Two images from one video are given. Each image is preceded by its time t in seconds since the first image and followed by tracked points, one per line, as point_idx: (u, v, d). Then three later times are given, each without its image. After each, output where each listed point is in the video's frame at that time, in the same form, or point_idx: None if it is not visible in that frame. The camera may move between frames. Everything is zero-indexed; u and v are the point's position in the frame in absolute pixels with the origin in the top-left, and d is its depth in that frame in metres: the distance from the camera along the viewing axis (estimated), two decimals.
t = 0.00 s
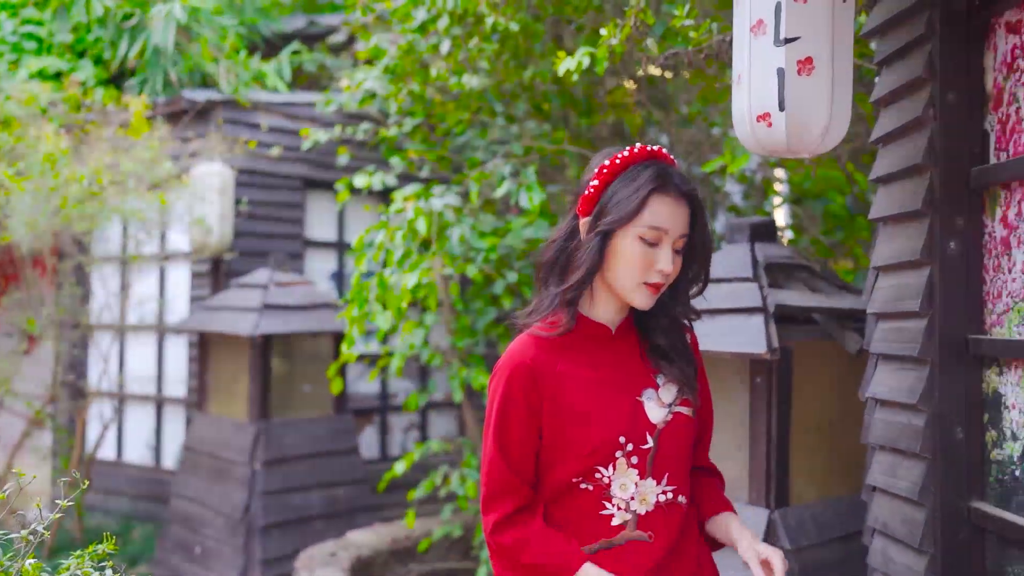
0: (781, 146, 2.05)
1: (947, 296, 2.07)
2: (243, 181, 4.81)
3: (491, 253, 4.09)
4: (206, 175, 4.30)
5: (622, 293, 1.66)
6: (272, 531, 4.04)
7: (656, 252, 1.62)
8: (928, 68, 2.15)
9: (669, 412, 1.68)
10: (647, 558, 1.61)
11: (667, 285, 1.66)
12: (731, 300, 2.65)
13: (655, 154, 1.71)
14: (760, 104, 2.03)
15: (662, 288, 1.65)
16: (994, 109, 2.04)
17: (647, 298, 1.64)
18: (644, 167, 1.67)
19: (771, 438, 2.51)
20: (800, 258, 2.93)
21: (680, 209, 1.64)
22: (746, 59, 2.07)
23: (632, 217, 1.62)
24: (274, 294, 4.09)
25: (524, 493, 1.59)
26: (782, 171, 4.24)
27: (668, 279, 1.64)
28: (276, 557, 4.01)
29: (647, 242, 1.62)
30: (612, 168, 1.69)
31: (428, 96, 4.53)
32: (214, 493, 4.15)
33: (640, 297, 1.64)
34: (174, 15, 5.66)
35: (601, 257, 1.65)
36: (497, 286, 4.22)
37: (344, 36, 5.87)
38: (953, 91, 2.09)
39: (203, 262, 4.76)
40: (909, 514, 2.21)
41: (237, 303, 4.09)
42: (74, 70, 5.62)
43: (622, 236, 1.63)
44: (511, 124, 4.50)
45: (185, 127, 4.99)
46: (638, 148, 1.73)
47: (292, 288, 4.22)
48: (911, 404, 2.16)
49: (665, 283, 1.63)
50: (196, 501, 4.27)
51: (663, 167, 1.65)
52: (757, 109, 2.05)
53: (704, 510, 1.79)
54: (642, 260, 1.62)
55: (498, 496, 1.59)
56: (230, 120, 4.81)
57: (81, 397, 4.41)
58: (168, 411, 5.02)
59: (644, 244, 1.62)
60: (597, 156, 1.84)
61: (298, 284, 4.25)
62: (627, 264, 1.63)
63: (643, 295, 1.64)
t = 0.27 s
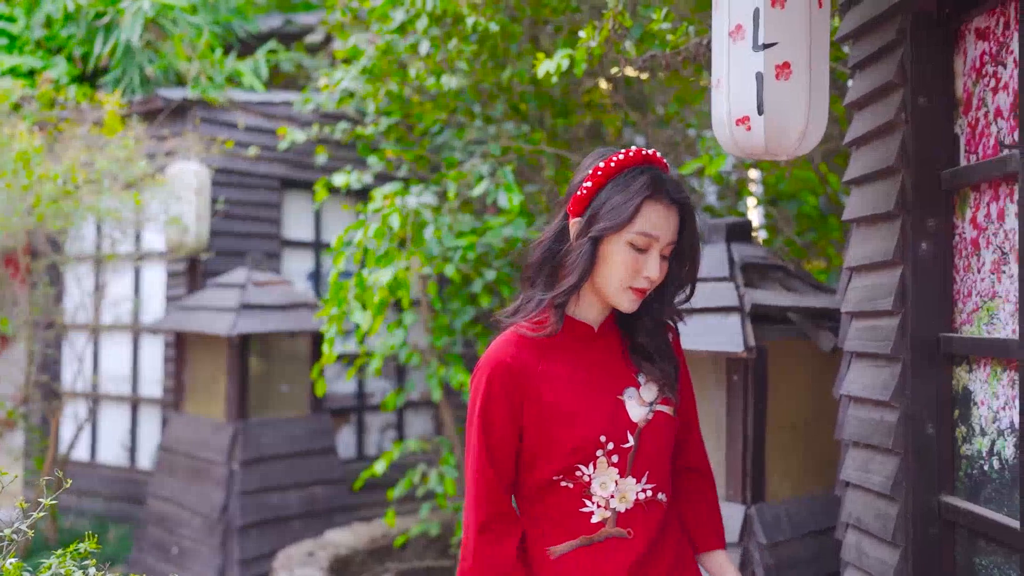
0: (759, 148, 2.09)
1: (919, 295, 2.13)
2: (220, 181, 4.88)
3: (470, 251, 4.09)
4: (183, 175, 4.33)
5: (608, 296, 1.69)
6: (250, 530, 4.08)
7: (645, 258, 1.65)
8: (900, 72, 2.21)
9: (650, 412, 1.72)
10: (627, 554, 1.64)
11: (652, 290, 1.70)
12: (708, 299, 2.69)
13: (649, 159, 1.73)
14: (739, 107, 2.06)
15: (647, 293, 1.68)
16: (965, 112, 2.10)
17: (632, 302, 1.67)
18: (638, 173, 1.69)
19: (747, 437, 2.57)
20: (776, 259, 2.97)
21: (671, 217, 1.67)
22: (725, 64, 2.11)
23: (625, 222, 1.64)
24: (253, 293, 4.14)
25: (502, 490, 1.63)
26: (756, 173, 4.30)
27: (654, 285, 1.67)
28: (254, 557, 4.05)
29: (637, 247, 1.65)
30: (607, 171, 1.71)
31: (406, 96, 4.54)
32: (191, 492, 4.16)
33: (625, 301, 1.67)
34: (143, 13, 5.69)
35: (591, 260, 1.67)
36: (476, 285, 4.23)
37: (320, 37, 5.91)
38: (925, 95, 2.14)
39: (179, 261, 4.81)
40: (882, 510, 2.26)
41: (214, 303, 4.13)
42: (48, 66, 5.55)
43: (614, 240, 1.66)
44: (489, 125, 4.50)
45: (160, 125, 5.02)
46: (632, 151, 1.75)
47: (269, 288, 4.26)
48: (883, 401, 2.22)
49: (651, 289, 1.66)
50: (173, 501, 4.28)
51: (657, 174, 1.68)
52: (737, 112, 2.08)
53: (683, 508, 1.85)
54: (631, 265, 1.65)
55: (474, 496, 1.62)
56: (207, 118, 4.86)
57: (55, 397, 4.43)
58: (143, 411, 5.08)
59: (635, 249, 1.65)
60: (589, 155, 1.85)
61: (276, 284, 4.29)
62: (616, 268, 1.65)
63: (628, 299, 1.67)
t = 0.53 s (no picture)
0: (740, 150, 2.12)
1: (892, 294, 2.18)
2: (199, 181, 5.03)
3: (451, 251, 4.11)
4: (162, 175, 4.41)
5: (597, 294, 1.74)
6: (230, 529, 4.18)
7: (634, 258, 1.71)
8: (875, 75, 2.25)
9: (635, 409, 1.77)
10: (610, 550, 1.70)
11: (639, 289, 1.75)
12: (687, 299, 2.73)
13: (640, 159, 1.77)
14: (720, 110, 2.10)
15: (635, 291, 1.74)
16: (937, 116, 2.15)
17: (620, 301, 1.73)
18: (629, 173, 1.73)
19: (724, 434, 2.60)
20: (753, 258, 3.02)
21: (660, 218, 1.72)
22: (706, 68, 2.15)
23: (616, 223, 1.69)
24: (233, 292, 4.24)
25: (487, 484, 1.72)
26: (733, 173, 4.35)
27: (642, 284, 1.73)
28: (235, 556, 4.15)
29: (627, 248, 1.70)
30: (599, 170, 1.75)
31: (385, 97, 4.55)
32: (171, 491, 4.25)
33: (613, 299, 1.73)
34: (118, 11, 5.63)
35: (581, 259, 1.72)
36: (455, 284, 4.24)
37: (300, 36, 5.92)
38: (898, 98, 2.19)
39: (157, 261, 4.93)
40: (856, 504, 2.31)
41: (194, 303, 4.22)
42: (25, 66, 5.45)
43: (604, 240, 1.71)
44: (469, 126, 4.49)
45: (138, 125, 5.12)
46: (624, 150, 1.79)
47: (248, 287, 4.38)
48: (857, 397, 2.26)
49: (638, 288, 1.72)
50: (154, 501, 4.34)
51: (648, 175, 1.72)
52: (718, 115, 2.12)
53: (667, 503, 1.94)
54: (620, 265, 1.70)
55: (457, 493, 1.70)
56: (186, 118, 4.98)
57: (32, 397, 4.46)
58: (121, 410, 5.22)
59: (624, 249, 1.70)
60: (580, 151, 1.89)
61: (256, 284, 4.41)
62: (605, 268, 1.71)
63: (616, 298, 1.73)
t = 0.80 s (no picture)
0: (723, 152, 2.15)
1: (872, 295, 2.22)
2: (184, 181, 5.10)
3: (436, 252, 4.14)
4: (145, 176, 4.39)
5: (590, 294, 1.76)
6: (215, 529, 4.22)
7: (627, 258, 1.72)
8: (854, 79, 2.29)
9: (625, 409, 1.81)
10: (599, 549, 1.73)
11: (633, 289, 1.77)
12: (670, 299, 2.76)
13: (635, 160, 1.79)
14: (703, 113, 2.13)
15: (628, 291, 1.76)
16: (915, 120, 2.20)
17: (613, 301, 1.75)
18: (624, 173, 1.75)
19: (708, 433, 2.64)
20: (736, 259, 3.06)
21: (655, 218, 1.73)
22: (690, 72, 2.18)
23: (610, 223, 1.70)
24: (217, 292, 4.31)
25: (477, 483, 1.74)
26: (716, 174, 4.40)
27: (635, 284, 1.74)
28: (219, 555, 4.20)
29: (621, 248, 1.71)
30: (594, 170, 1.76)
31: (370, 97, 4.56)
32: (155, 492, 4.31)
33: (607, 299, 1.74)
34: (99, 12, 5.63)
35: (575, 259, 1.74)
36: (440, 285, 4.26)
37: (284, 36, 5.94)
38: (877, 102, 2.24)
39: (141, 260, 4.96)
40: (836, 500, 2.35)
41: (180, 303, 4.28)
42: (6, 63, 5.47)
43: (598, 240, 1.72)
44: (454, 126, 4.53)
45: (123, 124, 5.17)
46: (619, 151, 1.80)
47: (234, 287, 4.45)
48: (838, 396, 2.30)
49: (632, 288, 1.73)
50: (139, 502, 4.39)
51: (642, 176, 1.74)
52: (702, 117, 2.14)
53: (657, 500, 1.99)
54: (614, 265, 1.71)
55: (446, 493, 1.72)
56: (170, 117, 5.05)
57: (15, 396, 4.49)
58: (104, 410, 5.25)
59: (618, 250, 1.71)
60: (576, 152, 1.90)
61: (241, 283, 4.48)
62: (599, 268, 1.72)
63: (610, 298, 1.74)
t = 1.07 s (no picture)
0: (706, 153, 2.19)
1: (853, 295, 2.26)
2: (170, 180, 5.13)
3: (422, 252, 4.15)
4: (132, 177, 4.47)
5: (585, 298, 1.78)
6: (200, 529, 4.30)
7: (623, 263, 1.74)
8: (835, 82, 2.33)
9: (620, 411, 1.82)
10: (593, 551, 1.74)
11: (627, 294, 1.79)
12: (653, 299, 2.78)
13: (633, 165, 1.80)
14: (686, 114, 2.16)
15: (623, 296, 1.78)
16: (894, 123, 2.24)
17: (608, 306, 1.77)
18: (622, 179, 1.77)
19: (691, 432, 2.68)
20: (719, 260, 3.10)
21: (651, 224, 1.75)
22: (673, 75, 2.21)
23: (607, 228, 1.72)
24: (202, 292, 4.36)
25: (473, 484, 1.77)
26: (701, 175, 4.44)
27: (630, 289, 1.76)
28: (205, 554, 4.27)
29: (617, 253, 1.73)
30: (592, 175, 1.78)
31: (356, 98, 4.58)
32: (140, 492, 4.37)
33: (602, 303, 1.76)
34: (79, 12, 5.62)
35: (571, 263, 1.76)
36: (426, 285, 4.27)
37: (269, 36, 5.94)
38: (857, 106, 2.28)
39: (126, 260, 4.99)
40: (818, 497, 2.40)
41: (166, 303, 4.33)
42: None
43: (594, 244, 1.74)
44: (439, 126, 4.56)
45: (108, 124, 5.20)
46: (617, 155, 1.82)
47: (220, 286, 4.50)
48: (819, 395, 2.34)
49: (626, 293, 1.75)
50: (121, 502, 4.47)
51: (639, 182, 1.76)
52: (684, 119, 2.17)
53: (653, 503, 2.00)
54: (609, 269, 1.74)
55: (443, 493, 1.75)
56: (156, 118, 5.10)
57: None
58: (88, 411, 5.26)
59: (614, 255, 1.73)
60: (575, 155, 1.92)
61: (227, 282, 4.54)
62: (595, 272, 1.74)
63: (604, 302, 1.76)
